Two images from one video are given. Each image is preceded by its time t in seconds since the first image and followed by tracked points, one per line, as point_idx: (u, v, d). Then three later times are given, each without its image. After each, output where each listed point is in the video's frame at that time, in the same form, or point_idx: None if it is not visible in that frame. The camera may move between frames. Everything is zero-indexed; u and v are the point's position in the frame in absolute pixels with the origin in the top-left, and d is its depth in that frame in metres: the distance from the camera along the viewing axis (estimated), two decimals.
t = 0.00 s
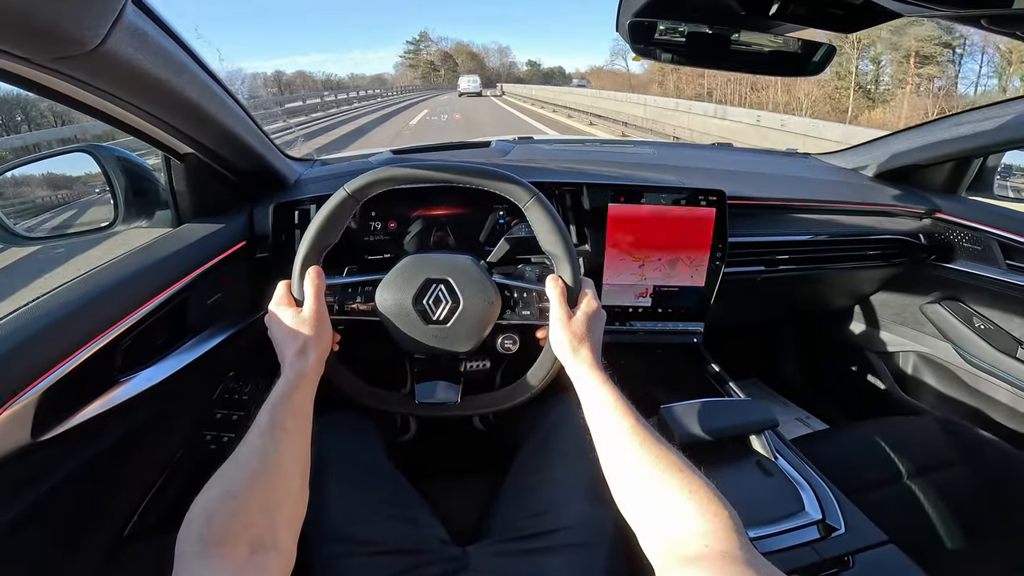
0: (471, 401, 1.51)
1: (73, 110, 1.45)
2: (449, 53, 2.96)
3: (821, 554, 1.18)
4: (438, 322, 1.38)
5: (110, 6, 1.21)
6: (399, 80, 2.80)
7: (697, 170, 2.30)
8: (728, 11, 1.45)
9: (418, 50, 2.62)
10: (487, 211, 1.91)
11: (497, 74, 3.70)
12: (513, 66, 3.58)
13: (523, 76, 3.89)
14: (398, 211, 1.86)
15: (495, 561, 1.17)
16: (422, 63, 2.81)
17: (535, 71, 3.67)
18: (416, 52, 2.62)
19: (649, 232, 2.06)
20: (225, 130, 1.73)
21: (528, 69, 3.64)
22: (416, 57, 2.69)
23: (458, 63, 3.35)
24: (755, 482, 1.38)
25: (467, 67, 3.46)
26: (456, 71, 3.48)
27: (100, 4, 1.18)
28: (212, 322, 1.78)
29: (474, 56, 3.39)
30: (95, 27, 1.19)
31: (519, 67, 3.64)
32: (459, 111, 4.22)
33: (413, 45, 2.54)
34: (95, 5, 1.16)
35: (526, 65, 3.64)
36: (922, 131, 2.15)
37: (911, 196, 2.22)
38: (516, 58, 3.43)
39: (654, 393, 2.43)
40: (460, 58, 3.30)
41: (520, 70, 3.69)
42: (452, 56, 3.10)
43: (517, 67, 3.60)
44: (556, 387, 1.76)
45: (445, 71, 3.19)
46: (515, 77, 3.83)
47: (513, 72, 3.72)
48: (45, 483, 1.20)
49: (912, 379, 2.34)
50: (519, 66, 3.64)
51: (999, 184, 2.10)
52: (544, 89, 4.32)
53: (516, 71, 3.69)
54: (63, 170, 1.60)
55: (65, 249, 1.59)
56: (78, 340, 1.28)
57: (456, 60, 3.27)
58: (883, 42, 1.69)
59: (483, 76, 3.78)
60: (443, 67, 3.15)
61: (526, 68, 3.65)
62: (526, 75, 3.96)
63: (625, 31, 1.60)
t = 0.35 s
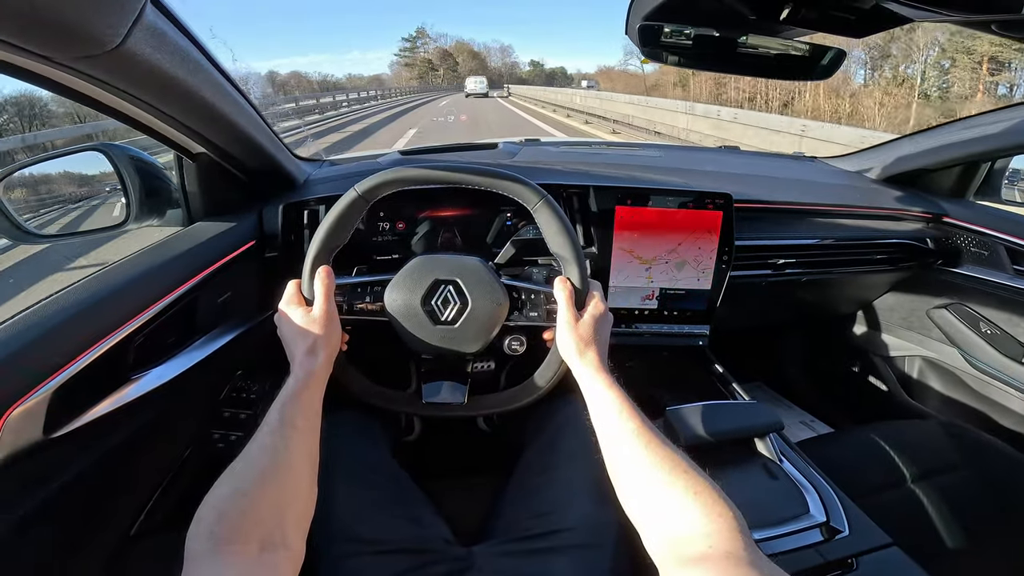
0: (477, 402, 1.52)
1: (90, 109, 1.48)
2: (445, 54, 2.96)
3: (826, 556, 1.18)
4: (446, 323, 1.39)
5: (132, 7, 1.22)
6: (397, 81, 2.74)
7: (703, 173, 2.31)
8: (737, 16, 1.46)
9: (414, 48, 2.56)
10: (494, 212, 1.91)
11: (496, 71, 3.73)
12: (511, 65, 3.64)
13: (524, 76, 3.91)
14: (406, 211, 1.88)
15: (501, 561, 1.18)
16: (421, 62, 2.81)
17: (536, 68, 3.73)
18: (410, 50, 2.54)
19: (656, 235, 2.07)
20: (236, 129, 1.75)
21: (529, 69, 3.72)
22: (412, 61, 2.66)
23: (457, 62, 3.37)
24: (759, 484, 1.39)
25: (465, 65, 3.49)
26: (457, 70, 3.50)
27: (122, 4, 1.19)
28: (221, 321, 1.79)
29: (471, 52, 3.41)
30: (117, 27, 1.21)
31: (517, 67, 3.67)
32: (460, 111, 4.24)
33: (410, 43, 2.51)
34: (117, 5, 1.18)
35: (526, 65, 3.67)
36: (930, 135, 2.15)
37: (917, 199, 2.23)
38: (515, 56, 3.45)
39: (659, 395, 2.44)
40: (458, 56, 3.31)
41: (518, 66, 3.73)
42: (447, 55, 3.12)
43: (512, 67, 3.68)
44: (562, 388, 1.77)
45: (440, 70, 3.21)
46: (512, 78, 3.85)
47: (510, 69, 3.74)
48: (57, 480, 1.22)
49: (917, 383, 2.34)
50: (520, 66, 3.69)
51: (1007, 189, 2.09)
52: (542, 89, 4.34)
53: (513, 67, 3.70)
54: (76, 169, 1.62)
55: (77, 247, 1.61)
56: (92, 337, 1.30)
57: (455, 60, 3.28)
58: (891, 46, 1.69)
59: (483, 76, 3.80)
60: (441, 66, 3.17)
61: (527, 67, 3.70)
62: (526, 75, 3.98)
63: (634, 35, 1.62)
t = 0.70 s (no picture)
0: (477, 403, 1.51)
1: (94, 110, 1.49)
2: (434, 50, 2.95)
3: (827, 560, 1.17)
4: (448, 324, 1.38)
5: (134, 6, 1.23)
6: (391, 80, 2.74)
7: (707, 174, 2.30)
8: (741, 18, 1.46)
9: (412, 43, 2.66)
10: (497, 213, 1.91)
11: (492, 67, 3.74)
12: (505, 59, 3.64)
13: (524, 75, 3.91)
14: (409, 212, 1.89)
15: (498, 563, 1.18)
16: (414, 60, 2.78)
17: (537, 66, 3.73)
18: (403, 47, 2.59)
19: (659, 237, 2.06)
20: (240, 129, 1.75)
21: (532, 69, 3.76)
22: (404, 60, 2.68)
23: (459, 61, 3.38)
24: (760, 487, 1.37)
25: (463, 63, 3.48)
26: (457, 70, 3.49)
27: (126, 4, 1.20)
28: (224, 320, 1.80)
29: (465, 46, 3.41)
30: (119, 27, 1.21)
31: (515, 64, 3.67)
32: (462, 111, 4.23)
33: (404, 38, 2.52)
34: (120, 5, 1.18)
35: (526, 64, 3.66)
36: (937, 137, 2.13)
37: (924, 201, 2.21)
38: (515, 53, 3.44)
39: (662, 397, 2.43)
40: (457, 54, 3.30)
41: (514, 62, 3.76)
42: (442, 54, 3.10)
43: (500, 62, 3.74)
44: (563, 389, 1.76)
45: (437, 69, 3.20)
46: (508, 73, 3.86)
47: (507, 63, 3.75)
48: (56, 478, 1.23)
49: (923, 387, 2.32)
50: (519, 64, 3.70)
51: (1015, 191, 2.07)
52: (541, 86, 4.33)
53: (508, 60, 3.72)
54: (78, 168, 1.63)
55: (81, 247, 1.62)
56: (94, 335, 1.30)
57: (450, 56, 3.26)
58: (898, 47, 1.67)
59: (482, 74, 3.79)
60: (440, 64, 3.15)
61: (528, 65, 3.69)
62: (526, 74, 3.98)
63: (637, 36, 1.61)
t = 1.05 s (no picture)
0: (479, 404, 1.51)
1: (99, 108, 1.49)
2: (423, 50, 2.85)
3: (832, 562, 1.16)
4: (451, 324, 1.38)
5: (142, 4, 1.23)
6: (379, 82, 2.65)
7: (711, 175, 2.29)
8: (746, 19, 1.45)
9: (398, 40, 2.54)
10: (500, 214, 1.91)
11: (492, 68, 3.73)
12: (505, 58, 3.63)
13: (523, 76, 3.90)
14: (413, 213, 1.89)
15: (500, 565, 1.17)
16: (403, 60, 2.69)
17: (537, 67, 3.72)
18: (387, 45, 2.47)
19: (663, 238, 2.06)
20: (244, 128, 1.75)
21: (530, 69, 3.77)
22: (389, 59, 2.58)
23: (460, 62, 3.39)
24: (764, 489, 1.37)
25: (457, 61, 3.39)
26: (458, 71, 3.51)
27: (133, 1, 1.20)
28: (227, 320, 1.80)
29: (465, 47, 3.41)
30: (127, 24, 1.21)
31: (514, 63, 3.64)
32: (461, 112, 4.23)
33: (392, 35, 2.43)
34: (127, 2, 1.18)
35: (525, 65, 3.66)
36: (941, 139, 2.13)
37: (927, 203, 2.21)
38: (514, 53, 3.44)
39: (664, 399, 2.42)
40: (451, 53, 3.23)
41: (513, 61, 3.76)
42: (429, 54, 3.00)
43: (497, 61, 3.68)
44: (566, 391, 1.76)
45: (428, 70, 3.12)
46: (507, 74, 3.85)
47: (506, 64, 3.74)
48: (57, 477, 1.22)
49: (926, 390, 2.31)
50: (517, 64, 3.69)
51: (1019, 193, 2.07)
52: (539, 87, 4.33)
53: (506, 61, 3.72)
54: (81, 167, 1.63)
55: (83, 246, 1.62)
56: (96, 334, 1.30)
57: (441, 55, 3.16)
58: (903, 49, 1.67)
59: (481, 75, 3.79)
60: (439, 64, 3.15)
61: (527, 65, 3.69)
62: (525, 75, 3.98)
63: (641, 37, 1.61)
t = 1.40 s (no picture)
0: (481, 404, 1.51)
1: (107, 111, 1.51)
2: (412, 47, 2.66)
3: (832, 561, 1.17)
4: (454, 324, 1.39)
5: (150, 6, 1.24)
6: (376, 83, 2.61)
7: (713, 176, 2.30)
8: (748, 21, 1.46)
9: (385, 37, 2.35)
10: (502, 215, 1.92)
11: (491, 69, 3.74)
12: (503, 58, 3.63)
13: (523, 77, 3.91)
14: (415, 214, 1.90)
15: (503, 564, 1.18)
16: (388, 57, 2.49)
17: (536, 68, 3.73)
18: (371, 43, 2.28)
19: (665, 239, 2.07)
20: (250, 130, 1.77)
21: (528, 70, 3.79)
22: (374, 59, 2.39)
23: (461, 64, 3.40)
24: (765, 488, 1.37)
25: (453, 61, 3.34)
26: (459, 73, 3.52)
27: (142, 4, 1.21)
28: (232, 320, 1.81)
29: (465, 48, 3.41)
30: (136, 26, 1.23)
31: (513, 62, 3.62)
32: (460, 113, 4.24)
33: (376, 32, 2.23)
34: (136, 5, 1.20)
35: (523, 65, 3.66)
36: (942, 140, 2.13)
37: (929, 204, 2.21)
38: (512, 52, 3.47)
39: (665, 400, 2.43)
40: (444, 51, 3.08)
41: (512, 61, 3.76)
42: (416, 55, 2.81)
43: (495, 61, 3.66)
44: (569, 391, 1.77)
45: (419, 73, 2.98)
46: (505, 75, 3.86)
47: (504, 65, 3.74)
48: (64, 475, 1.23)
49: (928, 391, 2.31)
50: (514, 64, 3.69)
51: (1020, 195, 2.07)
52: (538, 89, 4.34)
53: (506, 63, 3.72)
54: (88, 168, 1.65)
55: (89, 246, 1.63)
56: (104, 333, 1.32)
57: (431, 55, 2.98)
58: (904, 51, 1.67)
59: (478, 76, 3.80)
60: (438, 65, 3.15)
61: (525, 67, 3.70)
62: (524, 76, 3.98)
63: (643, 39, 1.62)
